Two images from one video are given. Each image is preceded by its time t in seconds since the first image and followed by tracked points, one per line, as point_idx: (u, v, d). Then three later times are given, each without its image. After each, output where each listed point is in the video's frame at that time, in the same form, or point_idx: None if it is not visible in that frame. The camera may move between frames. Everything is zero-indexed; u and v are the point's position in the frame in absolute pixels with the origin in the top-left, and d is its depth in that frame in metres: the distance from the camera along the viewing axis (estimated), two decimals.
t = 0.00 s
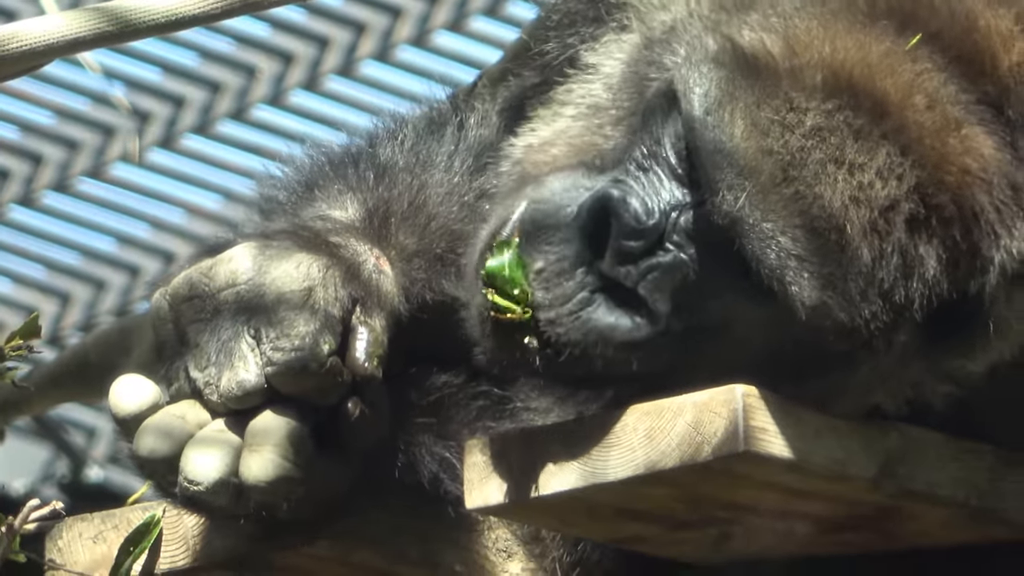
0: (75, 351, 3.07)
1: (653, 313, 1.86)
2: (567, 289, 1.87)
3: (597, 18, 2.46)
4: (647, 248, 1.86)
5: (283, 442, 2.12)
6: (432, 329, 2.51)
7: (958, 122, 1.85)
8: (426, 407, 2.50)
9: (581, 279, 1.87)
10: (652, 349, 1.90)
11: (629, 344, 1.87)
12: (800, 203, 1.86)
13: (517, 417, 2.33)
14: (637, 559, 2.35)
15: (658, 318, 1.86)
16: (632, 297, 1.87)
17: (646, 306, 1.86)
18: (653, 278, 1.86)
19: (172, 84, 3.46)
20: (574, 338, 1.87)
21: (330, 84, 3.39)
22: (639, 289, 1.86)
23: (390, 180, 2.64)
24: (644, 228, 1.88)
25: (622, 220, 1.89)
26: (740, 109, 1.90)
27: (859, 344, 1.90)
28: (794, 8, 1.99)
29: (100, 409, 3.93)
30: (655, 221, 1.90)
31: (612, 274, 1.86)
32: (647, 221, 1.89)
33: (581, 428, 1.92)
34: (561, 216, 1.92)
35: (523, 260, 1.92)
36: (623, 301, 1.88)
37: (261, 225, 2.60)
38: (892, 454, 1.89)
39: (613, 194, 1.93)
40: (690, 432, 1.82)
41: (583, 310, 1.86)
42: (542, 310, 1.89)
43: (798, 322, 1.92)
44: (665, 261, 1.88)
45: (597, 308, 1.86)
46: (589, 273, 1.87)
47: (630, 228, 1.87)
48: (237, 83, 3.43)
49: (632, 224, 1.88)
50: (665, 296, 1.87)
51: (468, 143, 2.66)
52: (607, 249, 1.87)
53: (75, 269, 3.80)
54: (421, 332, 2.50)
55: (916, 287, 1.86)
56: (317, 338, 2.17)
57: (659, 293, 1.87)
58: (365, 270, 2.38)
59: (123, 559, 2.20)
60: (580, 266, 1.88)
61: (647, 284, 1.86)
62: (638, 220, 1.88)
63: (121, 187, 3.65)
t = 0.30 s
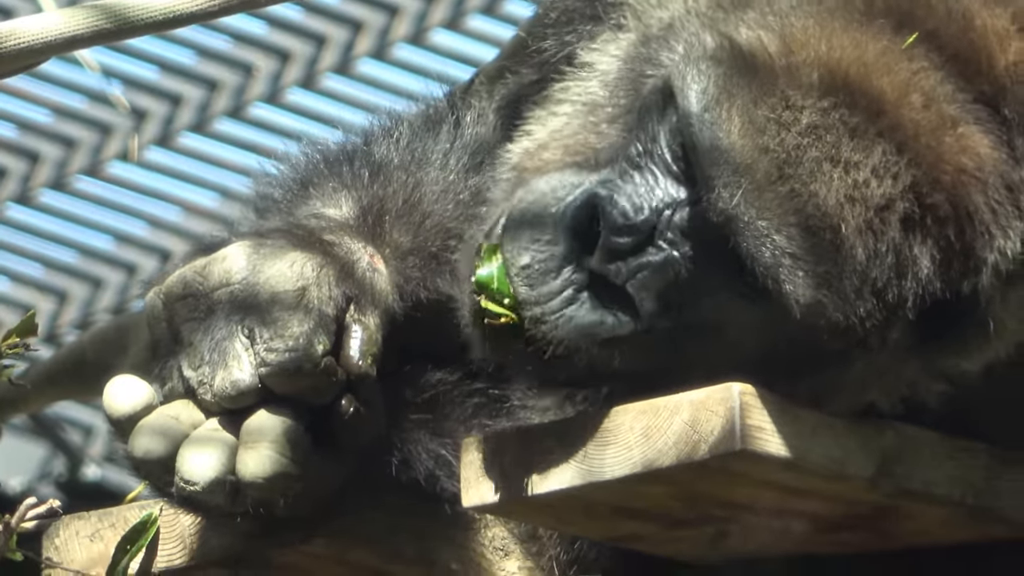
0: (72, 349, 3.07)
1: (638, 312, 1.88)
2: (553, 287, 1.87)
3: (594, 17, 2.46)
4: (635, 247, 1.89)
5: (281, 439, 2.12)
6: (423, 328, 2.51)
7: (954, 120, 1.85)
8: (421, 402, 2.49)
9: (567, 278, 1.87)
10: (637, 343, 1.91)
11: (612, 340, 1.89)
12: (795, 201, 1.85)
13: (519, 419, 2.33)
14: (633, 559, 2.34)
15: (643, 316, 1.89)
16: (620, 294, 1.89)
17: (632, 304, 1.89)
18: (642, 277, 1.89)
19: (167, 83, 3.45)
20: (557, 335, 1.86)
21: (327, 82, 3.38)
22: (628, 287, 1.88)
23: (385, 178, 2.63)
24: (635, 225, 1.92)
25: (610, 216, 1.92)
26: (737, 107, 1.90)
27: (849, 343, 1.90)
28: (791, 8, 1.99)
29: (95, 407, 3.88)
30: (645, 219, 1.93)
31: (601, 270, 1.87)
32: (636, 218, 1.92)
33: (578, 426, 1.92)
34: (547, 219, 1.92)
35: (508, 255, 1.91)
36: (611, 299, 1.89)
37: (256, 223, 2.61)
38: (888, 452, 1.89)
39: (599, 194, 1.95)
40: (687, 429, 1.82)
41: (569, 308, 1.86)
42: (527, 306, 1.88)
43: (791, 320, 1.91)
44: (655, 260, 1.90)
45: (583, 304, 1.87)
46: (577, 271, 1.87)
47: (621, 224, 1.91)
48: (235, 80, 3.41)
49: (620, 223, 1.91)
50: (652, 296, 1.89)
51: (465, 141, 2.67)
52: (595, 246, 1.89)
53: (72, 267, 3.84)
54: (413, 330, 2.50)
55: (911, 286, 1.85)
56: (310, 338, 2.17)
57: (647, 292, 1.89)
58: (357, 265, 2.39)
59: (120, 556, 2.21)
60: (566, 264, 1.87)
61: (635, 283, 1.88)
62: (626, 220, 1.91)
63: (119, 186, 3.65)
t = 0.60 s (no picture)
0: (59, 342, 3.01)
1: (644, 301, 1.90)
2: (568, 273, 1.87)
3: (583, 9, 2.44)
4: (632, 237, 1.89)
5: (269, 429, 2.12)
6: (412, 322, 2.51)
7: (939, 108, 1.82)
8: (409, 394, 2.50)
9: (566, 277, 1.86)
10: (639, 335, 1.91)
11: (627, 329, 1.89)
12: (779, 192, 1.84)
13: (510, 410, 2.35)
14: (624, 553, 2.34)
15: (647, 305, 1.90)
16: (620, 286, 1.89)
17: (635, 293, 1.89)
18: (639, 266, 1.89)
19: (156, 76, 3.41)
20: (563, 324, 1.86)
21: (318, 74, 3.39)
22: (625, 278, 1.88)
23: (372, 171, 2.61)
24: (630, 218, 1.91)
25: (609, 207, 1.92)
26: (719, 99, 1.89)
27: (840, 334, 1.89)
28: None
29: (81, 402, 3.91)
30: (640, 211, 1.92)
31: (598, 263, 1.87)
32: (634, 210, 1.92)
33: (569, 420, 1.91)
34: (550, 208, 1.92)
35: (519, 243, 1.90)
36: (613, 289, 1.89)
37: (243, 217, 2.59)
38: (883, 448, 1.87)
39: (603, 179, 1.96)
40: (679, 424, 1.81)
41: (579, 297, 1.86)
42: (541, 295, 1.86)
43: (779, 311, 1.91)
44: (649, 249, 1.90)
45: (590, 294, 1.87)
46: (574, 266, 1.87)
47: (617, 216, 1.91)
48: (224, 73, 3.39)
49: (618, 214, 1.91)
50: (653, 284, 1.90)
51: (454, 134, 2.66)
52: (592, 237, 1.89)
53: (60, 262, 3.81)
54: (400, 324, 2.51)
55: (899, 276, 1.83)
56: (297, 334, 2.15)
57: (647, 280, 1.90)
58: (344, 261, 2.37)
59: (107, 552, 2.21)
60: (575, 259, 1.87)
61: (633, 272, 1.89)
62: (624, 210, 1.91)
63: (109, 180, 3.63)
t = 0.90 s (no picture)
0: (42, 336, 2.91)
1: (632, 296, 1.81)
2: (535, 267, 1.82)
3: None
4: (622, 229, 1.81)
5: (259, 422, 2.04)
6: (402, 316, 2.42)
7: (946, 95, 1.76)
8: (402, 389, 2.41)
9: (549, 258, 1.82)
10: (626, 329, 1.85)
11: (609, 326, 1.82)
12: (780, 182, 1.78)
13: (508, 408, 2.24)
14: (624, 551, 2.25)
15: (634, 301, 1.81)
16: (613, 283, 1.81)
17: (624, 290, 1.81)
18: (631, 261, 1.80)
19: (140, 61, 3.32)
20: (548, 323, 1.81)
21: (306, 59, 3.30)
22: (616, 274, 1.80)
23: (363, 158, 2.53)
24: (618, 208, 1.83)
25: (592, 200, 1.83)
26: (716, 86, 1.82)
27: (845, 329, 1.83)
28: None
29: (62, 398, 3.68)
30: (629, 202, 1.84)
31: (588, 258, 1.80)
32: (619, 200, 1.84)
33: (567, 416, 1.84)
34: (527, 212, 1.86)
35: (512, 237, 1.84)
36: (601, 282, 1.81)
37: (230, 206, 2.51)
38: (891, 443, 1.80)
39: (584, 175, 1.87)
40: (681, 420, 1.73)
41: (556, 294, 1.81)
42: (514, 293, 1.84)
43: (780, 307, 1.84)
44: (642, 243, 1.82)
45: (572, 290, 1.81)
46: (558, 253, 1.82)
47: (602, 208, 1.82)
48: (210, 58, 3.31)
49: (605, 206, 1.83)
50: (643, 279, 1.81)
51: (448, 120, 2.58)
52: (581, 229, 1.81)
53: (42, 252, 3.64)
54: (389, 316, 2.41)
55: (903, 267, 1.78)
56: (288, 328, 2.08)
57: (638, 276, 1.81)
58: (335, 252, 2.30)
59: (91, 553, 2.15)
60: (547, 246, 1.82)
61: (625, 267, 1.80)
62: (611, 202, 1.83)
63: (90, 167, 3.50)
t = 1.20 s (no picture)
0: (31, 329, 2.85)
1: (626, 288, 1.77)
2: (523, 260, 1.79)
3: None
4: (616, 217, 1.77)
5: (252, 421, 1.97)
6: (394, 309, 2.35)
7: (953, 85, 1.71)
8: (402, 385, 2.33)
9: (534, 249, 1.78)
10: (620, 323, 1.79)
11: (606, 320, 1.78)
12: (778, 170, 1.74)
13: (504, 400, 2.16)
14: (629, 551, 2.17)
15: (629, 293, 1.77)
16: (606, 275, 1.78)
17: (619, 281, 1.77)
18: (626, 252, 1.76)
19: (132, 46, 3.39)
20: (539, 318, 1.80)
21: (301, 43, 3.32)
22: (611, 264, 1.76)
23: (357, 147, 2.46)
24: (611, 195, 1.79)
25: (586, 185, 1.78)
26: (717, 70, 1.79)
27: (843, 323, 1.77)
28: None
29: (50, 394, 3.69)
30: (622, 190, 1.80)
31: (581, 248, 1.75)
32: (614, 187, 1.80)
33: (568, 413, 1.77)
34: (516, 194, 1.80)
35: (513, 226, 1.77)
36: (592, 274, 1.78)
37: (222, 197, 2.45)
38: (908, 440, 1.72)
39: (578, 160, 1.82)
40: (691, 417, 1.68)
41: (547, 289, 1.78)
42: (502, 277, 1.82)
43: (775, 299, 1.78)
44: (637, 233, 1.77)
45: (563, 285, 1.78)
46: (547, 243, 1.78)
47: (595, 195, 1.78)
48: (203, 41, 3.37)
49: (597, 192, 1.78)
50: (639, 271, 1.77)
51: (445, 108, 2.50)
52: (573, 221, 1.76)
53: (29, 243, 3.73)
54: (384, 311, 2.35)
55: (903, 260, 1.73)
56: (279, 322, 2.02)
57: (633, 268, 1.76)
58: (328, 244, 2.23)
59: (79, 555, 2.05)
60: (531, 236, 1.79)
61: (620, 258, 1.76)
62: (604, 189, 1.79)
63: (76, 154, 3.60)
